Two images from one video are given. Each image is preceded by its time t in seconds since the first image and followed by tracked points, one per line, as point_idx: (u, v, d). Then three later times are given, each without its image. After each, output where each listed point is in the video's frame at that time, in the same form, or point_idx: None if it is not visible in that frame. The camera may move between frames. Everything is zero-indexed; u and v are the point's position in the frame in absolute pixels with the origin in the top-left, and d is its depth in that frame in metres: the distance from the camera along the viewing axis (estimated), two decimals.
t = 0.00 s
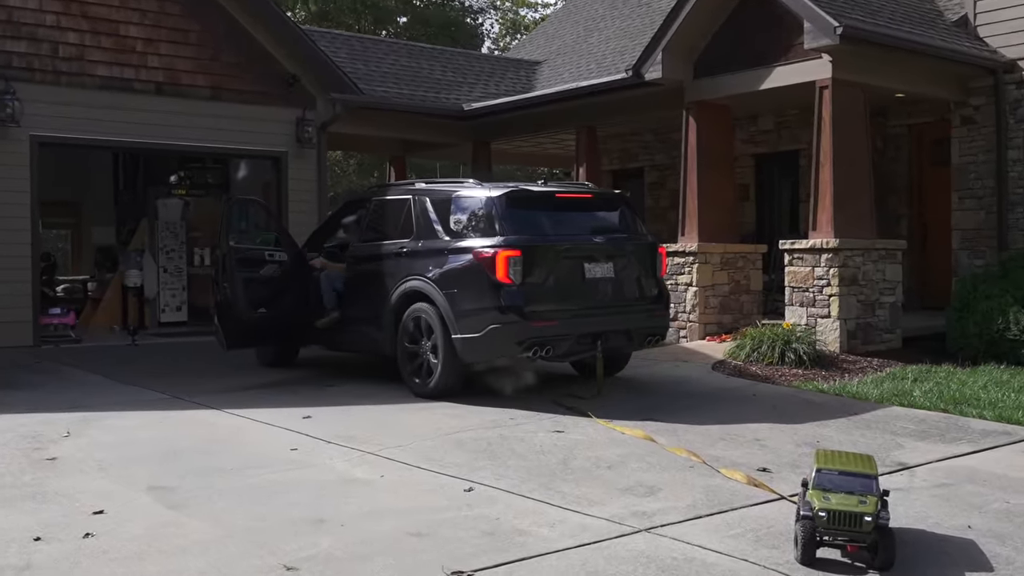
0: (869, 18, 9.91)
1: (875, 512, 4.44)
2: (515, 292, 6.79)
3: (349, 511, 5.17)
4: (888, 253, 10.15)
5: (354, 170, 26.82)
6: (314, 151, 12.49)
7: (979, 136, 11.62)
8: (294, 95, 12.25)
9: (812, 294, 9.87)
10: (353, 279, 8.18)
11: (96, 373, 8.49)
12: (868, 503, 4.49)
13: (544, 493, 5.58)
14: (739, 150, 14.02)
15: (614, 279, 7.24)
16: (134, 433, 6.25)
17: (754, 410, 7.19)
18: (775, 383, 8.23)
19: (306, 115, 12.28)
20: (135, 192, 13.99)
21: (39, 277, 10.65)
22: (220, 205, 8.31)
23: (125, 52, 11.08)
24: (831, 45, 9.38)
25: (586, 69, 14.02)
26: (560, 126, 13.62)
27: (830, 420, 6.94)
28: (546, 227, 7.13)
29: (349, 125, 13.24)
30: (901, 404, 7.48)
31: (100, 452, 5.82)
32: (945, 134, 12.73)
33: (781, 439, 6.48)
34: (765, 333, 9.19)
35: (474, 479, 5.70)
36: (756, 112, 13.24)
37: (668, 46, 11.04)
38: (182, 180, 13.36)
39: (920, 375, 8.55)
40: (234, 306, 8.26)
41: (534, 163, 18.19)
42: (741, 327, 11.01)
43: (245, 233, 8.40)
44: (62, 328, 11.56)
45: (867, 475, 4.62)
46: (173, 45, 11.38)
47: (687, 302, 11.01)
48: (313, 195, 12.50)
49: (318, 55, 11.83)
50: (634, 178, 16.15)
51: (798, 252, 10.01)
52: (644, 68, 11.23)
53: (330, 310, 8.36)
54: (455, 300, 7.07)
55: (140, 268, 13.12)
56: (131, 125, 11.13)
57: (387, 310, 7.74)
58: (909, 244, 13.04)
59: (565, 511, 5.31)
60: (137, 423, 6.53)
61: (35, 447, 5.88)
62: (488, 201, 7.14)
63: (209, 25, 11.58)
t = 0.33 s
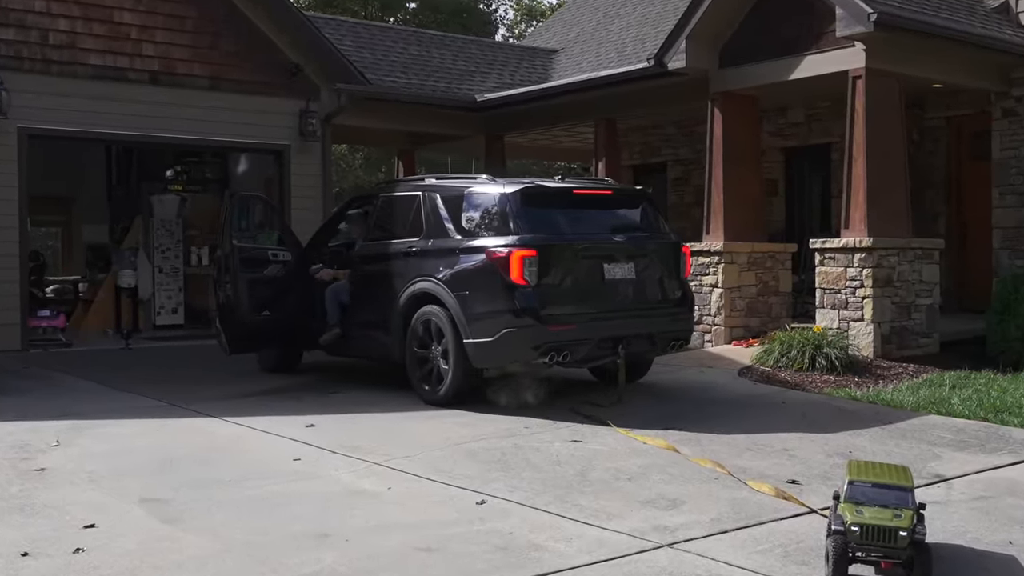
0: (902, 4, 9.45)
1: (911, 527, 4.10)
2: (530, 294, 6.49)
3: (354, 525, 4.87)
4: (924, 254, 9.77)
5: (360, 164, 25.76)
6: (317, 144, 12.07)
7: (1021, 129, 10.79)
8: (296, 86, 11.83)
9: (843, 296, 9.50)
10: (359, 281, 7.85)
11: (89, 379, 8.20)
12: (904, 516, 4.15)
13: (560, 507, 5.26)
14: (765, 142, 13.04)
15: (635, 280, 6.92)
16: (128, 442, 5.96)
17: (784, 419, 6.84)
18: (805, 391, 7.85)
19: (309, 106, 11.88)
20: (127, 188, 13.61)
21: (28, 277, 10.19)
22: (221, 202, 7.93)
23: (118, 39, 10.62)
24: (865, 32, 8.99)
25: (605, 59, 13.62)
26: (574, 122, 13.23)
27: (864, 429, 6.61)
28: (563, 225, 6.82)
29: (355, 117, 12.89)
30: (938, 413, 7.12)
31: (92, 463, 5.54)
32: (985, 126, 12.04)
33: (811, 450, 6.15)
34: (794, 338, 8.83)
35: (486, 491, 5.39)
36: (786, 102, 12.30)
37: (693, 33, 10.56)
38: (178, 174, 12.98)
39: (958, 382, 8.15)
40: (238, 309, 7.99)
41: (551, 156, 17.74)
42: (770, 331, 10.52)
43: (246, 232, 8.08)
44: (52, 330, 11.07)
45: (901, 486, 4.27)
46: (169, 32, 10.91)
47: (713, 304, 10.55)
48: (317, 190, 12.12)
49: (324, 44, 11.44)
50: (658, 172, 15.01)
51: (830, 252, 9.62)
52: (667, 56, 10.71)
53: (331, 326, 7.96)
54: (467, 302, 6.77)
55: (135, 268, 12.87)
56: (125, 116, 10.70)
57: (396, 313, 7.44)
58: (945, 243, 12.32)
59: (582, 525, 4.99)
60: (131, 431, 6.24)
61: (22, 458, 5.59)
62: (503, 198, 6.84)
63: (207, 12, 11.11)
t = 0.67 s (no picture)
0: None
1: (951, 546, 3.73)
2: (547, 297, 6.20)
3: (361, 542, 4.56)
4: (965, 253, 9.41)
5: (366, 159, 25.33)
6: (321, 138, 11.74)
7: None
8: (298, 76, 11.49)
9: (880, 298, 9.12)
10: (365, 284, 7.55)
11: (82, 387, 7.91)
12: (945, 533, 3.78)
13: (579, 522, 4.93)
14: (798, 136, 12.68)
15: (659, 282, 6.60)
16: (122, 455, 5.67)
17: (817, 429, 6.51)
18: (838, 399, 7.51)
19: (313, 98, 11.54)
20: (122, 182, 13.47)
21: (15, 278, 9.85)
22: (222, 200, 7.67)
23: (111, 27, 10.31)
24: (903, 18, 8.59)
25: (625, 48, 13.29)
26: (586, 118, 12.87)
27: (900, 439, 6.26)
28: (583, 224, 6.51)
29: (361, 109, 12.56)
30: (981, 422, 6.76)
31: (83, 477, 5.26)
32: None
33: (844, 462, 5.81)
34: (825, 342, 8.49)
35: (502, 506, 5.08)
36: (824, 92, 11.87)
37: (719, 20, 10.18)
38: (175, 169, 12.92)
39: (1001, 390, 7.75)
40: (241, 313, 7.73)
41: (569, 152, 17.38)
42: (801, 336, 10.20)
43: (246, 232, 7.83)
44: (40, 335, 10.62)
45: (943, 500, 3.89)
46: (163, 18, 10.60)
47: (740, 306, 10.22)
48: (321, 185, 11.79)
49: (330, 31, 11.00)
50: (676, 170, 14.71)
51: (865, 251, 9.24)
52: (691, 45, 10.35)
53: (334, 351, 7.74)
54: (480, 306, 6.47)
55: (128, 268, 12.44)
56: (116, 108, 10.36)
57: (405, 318, 7.13)
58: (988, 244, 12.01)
59: (604, 541, 4.66)
60: (126, 443, 5.96)
61: (9, 472, 5.31)
62: (519, 195, 6.54)
63: None
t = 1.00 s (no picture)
0: None
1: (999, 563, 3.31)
2: (567, 300, 5.90)
3: (368, 561, 4.25)
4: (1012, 252, 9.02)
5: (375, 153, 24.81)
6: (328, 130, 11.33)
7: None
8: (303, 65, 11.09)
9: (922, 301, 8.77)
10: (374, 286, 7.25)
11: (73, 397, 7.63)
12: (991, 551, 3.38)
13: (601, 540, 4.60)
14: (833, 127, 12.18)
15: (686, 284, 6.28)
16: (116, 469, 5.38)
17: (856, 439, 6.16)
18: (878, 408, 7.16)
19: (318, 88, 11.11)
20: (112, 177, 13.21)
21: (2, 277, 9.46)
22: (221, 197, 7.42)
23: (102, 13, 9.94)
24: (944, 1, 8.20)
25: (651, 34, 12.95)
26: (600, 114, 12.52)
27: (944, 451, 5.91)
28: (606, 222, 6.20)
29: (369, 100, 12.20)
30: None
31: (74, 492, 4.97)
32: None
33: (883, 475, 5.47)
34: (864, 348, 8.13)
35: (519, 522, 4.77)
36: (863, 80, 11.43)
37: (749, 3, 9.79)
38: (171, 164, 12.70)
39: None
40: (241, 317, 7.44)
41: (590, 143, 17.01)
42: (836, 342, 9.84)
43: (247, 231, 7.56)
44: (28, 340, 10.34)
45: (989, 515, 3.49)
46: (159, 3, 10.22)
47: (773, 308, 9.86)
48: (327, 181, 11.35)
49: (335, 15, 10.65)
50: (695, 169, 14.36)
51: (905, 251, 8.89)
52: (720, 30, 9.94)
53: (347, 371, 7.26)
54: (496, 309, 6.16)
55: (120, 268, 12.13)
56: (111, 100, 10.02)
57: (416, 323, 6.83)
58: None
59: (628, 561, 4.33)
60: (121, 455, 5.67)
61: None
62: (536, 191, 6.23)
63: None
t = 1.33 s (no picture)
0: None
1: None
2: (589, 303, 5.59)
3: None
4: None
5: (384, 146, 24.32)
6: (335, 120, 11.07)
7: None
8: (308, 52, 10.83)
9: (969, 303, 8.43)
10: (383, 288, 6.96)
11: (64, 407, 7.35)
12: None
13: (624, 558, 4.28)
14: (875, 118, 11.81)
15: (716, 285, 5.96)
16: (109, 484, 5.11)
17: (898, 451, 5.82)
18: (923, 419, 6.81)
19: (324, 77, 10.88)
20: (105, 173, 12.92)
21: None
22: (222, 192, 7.14)
23: None
24: None
25: (678, 19, 12.60)
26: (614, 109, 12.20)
27: (993, 464, 5.56)
28: (632, 220, 5.90)
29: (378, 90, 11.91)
30: None
31: (63, 509, 4.70)
32: None
33: (928, 490, 5.13)
34: (908, 353, 7.77)
35: (539, 540, 4.46)
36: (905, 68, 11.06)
37: None
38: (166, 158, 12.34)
39: None
40: (242, 320, 7.16)
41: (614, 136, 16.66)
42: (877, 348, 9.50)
43: (247, 230, 7.28)
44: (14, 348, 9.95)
45: None
46: None
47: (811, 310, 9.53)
48: (334, 173, 11.09)
49: None
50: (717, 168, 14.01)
51: (951, 250, 8.56)
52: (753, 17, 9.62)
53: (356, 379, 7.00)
54: (513, 312, 5.86)
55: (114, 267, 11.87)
56: (109, 90, 9.79)
57: (429, 327, 6.54)
58: None
59: None
60: (113, 470, 5.39)
61: None
62: (558, 187, 5.94)
63: None
